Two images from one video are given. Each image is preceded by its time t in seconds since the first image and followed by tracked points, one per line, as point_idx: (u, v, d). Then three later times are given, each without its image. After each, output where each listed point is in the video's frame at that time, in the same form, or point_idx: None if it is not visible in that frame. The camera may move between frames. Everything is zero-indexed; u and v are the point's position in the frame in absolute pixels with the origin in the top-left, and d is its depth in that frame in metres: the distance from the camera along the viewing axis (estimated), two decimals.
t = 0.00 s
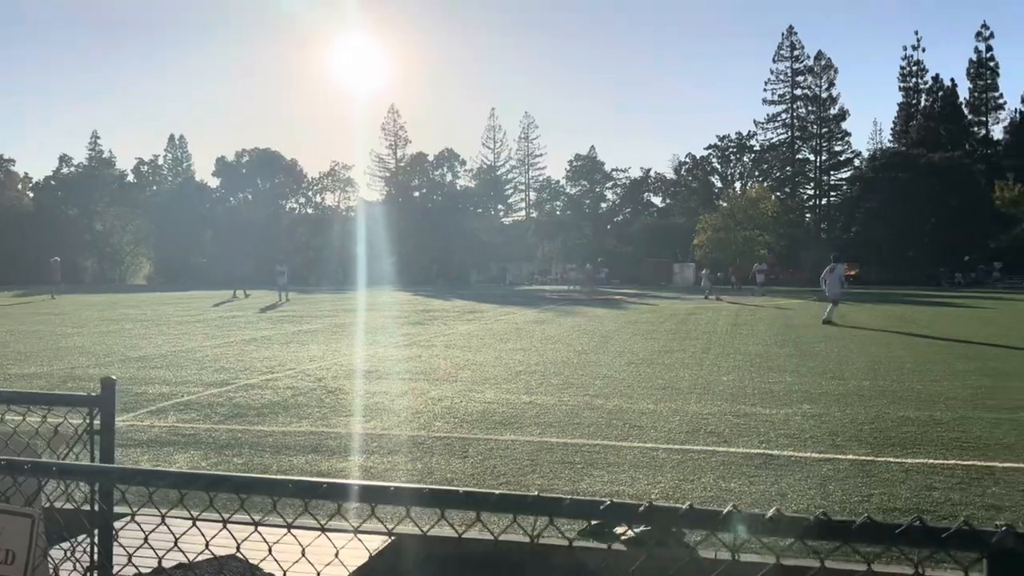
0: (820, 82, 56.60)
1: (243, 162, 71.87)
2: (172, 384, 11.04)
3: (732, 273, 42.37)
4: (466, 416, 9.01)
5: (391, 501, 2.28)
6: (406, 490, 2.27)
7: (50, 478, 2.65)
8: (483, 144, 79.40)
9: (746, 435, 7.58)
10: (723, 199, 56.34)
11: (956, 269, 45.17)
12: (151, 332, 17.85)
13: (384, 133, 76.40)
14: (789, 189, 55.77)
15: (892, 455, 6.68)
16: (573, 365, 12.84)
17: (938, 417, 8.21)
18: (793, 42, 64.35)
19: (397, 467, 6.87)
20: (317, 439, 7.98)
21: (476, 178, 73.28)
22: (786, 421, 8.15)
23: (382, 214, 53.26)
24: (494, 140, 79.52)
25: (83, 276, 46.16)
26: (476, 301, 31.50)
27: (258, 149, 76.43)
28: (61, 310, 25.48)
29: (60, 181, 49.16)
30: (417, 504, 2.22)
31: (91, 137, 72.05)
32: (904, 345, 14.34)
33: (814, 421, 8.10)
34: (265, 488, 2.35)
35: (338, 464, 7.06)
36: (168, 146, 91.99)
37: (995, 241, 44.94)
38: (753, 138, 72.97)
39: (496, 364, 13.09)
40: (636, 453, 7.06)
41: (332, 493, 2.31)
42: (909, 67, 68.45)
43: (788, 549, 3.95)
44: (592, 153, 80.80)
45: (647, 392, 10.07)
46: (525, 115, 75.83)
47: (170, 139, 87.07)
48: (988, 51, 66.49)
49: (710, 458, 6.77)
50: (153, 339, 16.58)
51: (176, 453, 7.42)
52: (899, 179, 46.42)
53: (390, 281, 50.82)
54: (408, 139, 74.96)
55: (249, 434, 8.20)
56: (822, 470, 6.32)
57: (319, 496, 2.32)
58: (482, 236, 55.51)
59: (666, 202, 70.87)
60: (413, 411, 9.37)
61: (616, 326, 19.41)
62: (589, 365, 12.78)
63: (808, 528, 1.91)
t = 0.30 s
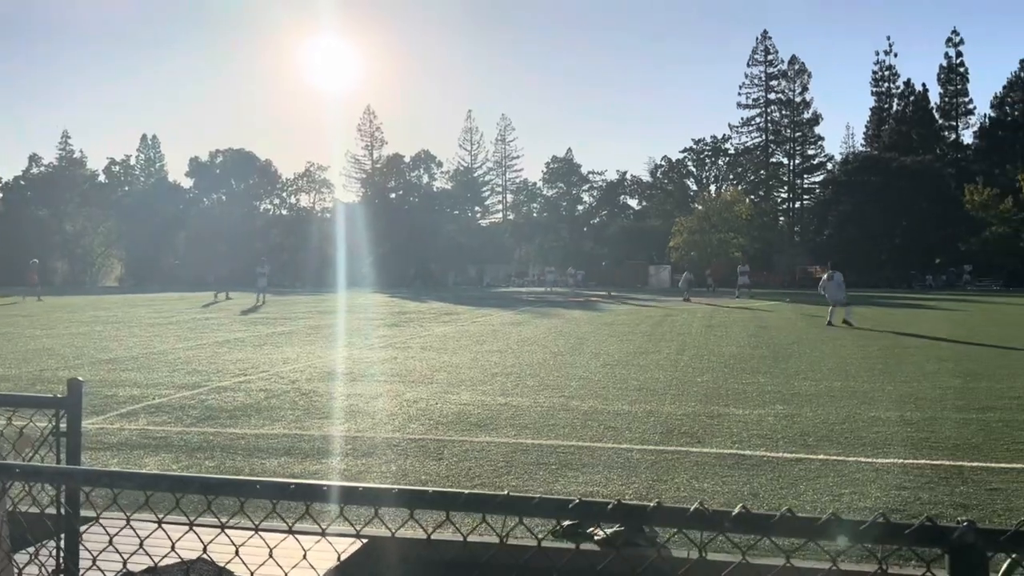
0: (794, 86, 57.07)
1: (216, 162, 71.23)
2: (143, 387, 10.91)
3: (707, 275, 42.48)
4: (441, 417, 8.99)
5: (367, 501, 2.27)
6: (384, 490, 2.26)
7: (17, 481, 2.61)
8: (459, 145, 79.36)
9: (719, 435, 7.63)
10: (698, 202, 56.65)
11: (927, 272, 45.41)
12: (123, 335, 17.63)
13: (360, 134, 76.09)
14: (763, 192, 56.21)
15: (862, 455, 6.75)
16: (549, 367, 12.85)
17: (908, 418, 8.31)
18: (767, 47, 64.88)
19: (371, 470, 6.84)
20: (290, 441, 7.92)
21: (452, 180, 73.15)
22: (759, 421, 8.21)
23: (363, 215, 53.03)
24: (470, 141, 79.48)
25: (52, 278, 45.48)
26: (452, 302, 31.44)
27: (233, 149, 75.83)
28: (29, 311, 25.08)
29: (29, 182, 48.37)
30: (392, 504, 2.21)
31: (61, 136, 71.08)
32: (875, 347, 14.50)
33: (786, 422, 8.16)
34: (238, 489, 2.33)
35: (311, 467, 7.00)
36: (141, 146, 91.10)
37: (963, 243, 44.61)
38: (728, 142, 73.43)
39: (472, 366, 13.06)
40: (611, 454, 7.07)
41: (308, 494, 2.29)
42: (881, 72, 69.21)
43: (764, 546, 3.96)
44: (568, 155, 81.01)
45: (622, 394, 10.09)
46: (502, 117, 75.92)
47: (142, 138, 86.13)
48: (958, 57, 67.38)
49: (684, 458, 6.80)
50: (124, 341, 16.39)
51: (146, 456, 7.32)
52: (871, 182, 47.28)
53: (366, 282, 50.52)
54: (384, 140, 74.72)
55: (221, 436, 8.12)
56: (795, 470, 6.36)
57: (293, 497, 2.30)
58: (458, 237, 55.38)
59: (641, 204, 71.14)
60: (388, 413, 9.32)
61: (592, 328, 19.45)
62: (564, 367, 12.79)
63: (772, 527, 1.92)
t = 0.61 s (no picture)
0: (776, 89, 57.48)
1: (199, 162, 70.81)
2: (125, 388, 10.84)
3: (692, 276, 42.44)
4: (425, 418, 8.98)
5: (352, 500, 2.27)
6: (372, 492, 2.24)
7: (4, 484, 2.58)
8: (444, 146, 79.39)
9: (702, 436, 7.67)
10: (682, 204, 56.88)
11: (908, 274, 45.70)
12: (104, 335, 17.52)
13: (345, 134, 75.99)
14: (746, 195, 56.55)
15: (845, 457, 6.80)
16: (533, 368, 12.87)
17: (890, 419, 8.38)
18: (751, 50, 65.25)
19: (355, 471, 6.82)
20: (274, 442, 7.91)
21: (437, 180, 73.10)
22: (742, 421, 8.28)
23: (345, 213, 52.58)
24: (455, 142, 79.57)
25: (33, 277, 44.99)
26: (436, 303, 31.41)
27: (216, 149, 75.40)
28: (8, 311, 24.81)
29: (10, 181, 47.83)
30: (380, 506, 2.20)
31: (42, 135, 70.44)
32: (858, 348, 14.59)
33: (769, 422, 8.22)
34: (223, 490, 2.32)
35: (295, 468, 6.98)
36: (122, 144, 90.51)
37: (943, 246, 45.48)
38: (711, 144, 73.86)
39: (457, 367, 13.06)
40: (595, 454, 7.09)
41: (296, 495, 2.29)
42: (863, 75, 69.81)
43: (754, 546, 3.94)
44: (553, 157, 81.21)
45: (607, 394, 10.12)
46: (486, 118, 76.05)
47: (124, 138, 85.51)
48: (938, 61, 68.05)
49: (667, 458, 6.84)
50: (106, 341, 16.27)
51: (128, 457, 7.28)
52: (853, 185, 47.50)
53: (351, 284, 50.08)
54: (369, 141, 74.62)
55: (204, 438, 8.08)
56: (776, 470, 6.40)
57: (276, 500, 2.31)
58: (443, 237, 55.31)
59: (625, 206, 71.52)
60: (372, 414, 9.31)
61: (575, 329, 19.51)
62: (549, 368, 12.81)
63: (758, 527, 1.93)
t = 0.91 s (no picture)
0: (767, 92, 57.68)
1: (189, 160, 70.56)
2: (115, 387, 10.78)
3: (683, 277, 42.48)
4: (417, 419, 8.97)
5: (347, 504, 2.24)
6: (368, 496, 2.22)
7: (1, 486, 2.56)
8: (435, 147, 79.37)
9: (694, 438, 7.68)
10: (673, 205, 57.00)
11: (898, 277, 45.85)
12: (93, 334, 17.40)
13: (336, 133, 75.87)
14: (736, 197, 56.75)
15: (837, 459, 6.81)
16: (525, 368, 12.87)
17: (880, 421, 8.40)
18: (742, 52, 65.48)
19: (348, 471, 6.79)
20: (266, 443, 7.87)
21: (428, 180, 73.05)
22: (734, 424, 8.29)
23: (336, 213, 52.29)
24: (446, 142, 79.55)
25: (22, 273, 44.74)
26: (427, 303, 31.35)
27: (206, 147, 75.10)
28: None
29: None
30: (375, 510, 2.18)
31: (31, 132, 70.04)
32: (847, 350, 14.64)
33: (761, 424, 8.24)
34: (216, 492, 2.30)
35: (287, 468, 6.96)
36: (111, 142, 90.07)
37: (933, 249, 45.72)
38: (702, 146, 74.00)
39: (448, 368, 13.04)
40: (587, 456, 7.09)
41: (290, 498, 2.26)
42: (853, 79, 70.15)
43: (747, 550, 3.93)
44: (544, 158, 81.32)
45: (598, 396, 10.11)
46: (477, 119, 76.13)
47: (113, 136, 85.18)
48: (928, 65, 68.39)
49: (659, 460, 6.84)
50: (95, 340, 16.18)
51: (118, 457, 7.23)
52: (843, 187, 47.67)
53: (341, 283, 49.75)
54: (360, 141, 74.52)
55: (195, 437, 8.03)
56: (769, 472, 6.41)
57: (272, 501, 2.28)
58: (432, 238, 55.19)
59: (616, 207, 71.62)
60: (364, 414, 9.29)
61: (567, 330, 19.53)
62: (540, 368, 12.81)
63: (760, 532, 1.93)
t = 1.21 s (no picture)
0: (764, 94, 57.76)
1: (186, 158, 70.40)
2: (110, 385, 10.74)
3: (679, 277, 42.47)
4: (413, 419, 8.95)
5: (348, 507, 2.22)
6: (371, 499, 2.20)
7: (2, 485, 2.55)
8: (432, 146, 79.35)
9: (691, 440, 7.67)
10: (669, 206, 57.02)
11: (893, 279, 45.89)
12: (88, 332, 17.36)
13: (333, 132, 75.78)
14: (732, 198, 56.82)
15: (834, 462, 6.80)
16: (521, 369, 12.85)
17: (877, 424, 8.40)
18: (739, 54, 65.58)
19: (344, 472, 6.75)
20: (261, 442, 7.85)
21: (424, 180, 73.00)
22: (731, 426, 8.29)
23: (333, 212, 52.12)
24: (443, 142, 79.53)
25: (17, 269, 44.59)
26: (423, 304, 31.32)
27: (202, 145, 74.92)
28: None
29: None
30: (375, 514, 2.16)
31: (27, 129, 69.84)
32: (844, 353, 14.64)
33: (758, 427, 8.23)
34: (216, 493, 2.28)
35: (282, 468, 6.93)
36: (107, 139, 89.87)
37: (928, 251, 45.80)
38: (698, 148, 74.03)
39: (444, 368, 13.03)
40: (584, 458, 7.08)
41: (289, 501, 2.24)
42: (850, 81, 70.29)
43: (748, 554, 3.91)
44: (541, 159, 81.36)
45: (595, 398, 10.10)
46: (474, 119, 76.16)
47: (109, 133, 84.99)
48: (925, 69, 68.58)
49: (657, 463, 6.82)
50: (90, 338, 16.12)
51: (113, 456, 7.20)
52: (839, 189, 47.73)
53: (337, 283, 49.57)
54: (356, 140, 74.47)
55: (190, 437, 8.00)
56: (767, 475, 6.40)
57: (272, 505, 2.26)
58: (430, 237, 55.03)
59: (612, 208, 71.65)
60: (360, 415, 9.27)
61: (563, 331, 19.52)
62: (536, 369, 12.78)
63: (767, 537, 1.92)
